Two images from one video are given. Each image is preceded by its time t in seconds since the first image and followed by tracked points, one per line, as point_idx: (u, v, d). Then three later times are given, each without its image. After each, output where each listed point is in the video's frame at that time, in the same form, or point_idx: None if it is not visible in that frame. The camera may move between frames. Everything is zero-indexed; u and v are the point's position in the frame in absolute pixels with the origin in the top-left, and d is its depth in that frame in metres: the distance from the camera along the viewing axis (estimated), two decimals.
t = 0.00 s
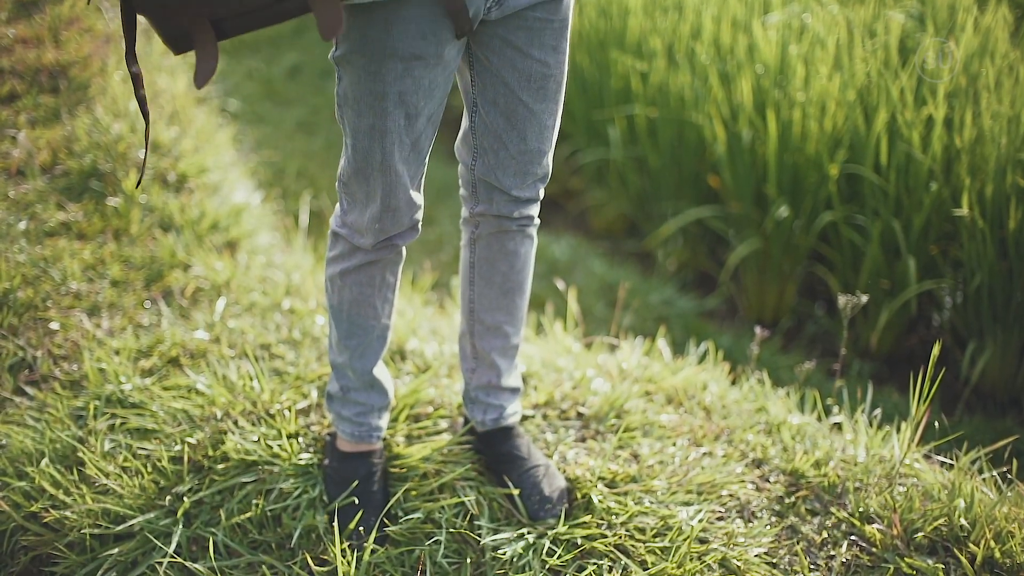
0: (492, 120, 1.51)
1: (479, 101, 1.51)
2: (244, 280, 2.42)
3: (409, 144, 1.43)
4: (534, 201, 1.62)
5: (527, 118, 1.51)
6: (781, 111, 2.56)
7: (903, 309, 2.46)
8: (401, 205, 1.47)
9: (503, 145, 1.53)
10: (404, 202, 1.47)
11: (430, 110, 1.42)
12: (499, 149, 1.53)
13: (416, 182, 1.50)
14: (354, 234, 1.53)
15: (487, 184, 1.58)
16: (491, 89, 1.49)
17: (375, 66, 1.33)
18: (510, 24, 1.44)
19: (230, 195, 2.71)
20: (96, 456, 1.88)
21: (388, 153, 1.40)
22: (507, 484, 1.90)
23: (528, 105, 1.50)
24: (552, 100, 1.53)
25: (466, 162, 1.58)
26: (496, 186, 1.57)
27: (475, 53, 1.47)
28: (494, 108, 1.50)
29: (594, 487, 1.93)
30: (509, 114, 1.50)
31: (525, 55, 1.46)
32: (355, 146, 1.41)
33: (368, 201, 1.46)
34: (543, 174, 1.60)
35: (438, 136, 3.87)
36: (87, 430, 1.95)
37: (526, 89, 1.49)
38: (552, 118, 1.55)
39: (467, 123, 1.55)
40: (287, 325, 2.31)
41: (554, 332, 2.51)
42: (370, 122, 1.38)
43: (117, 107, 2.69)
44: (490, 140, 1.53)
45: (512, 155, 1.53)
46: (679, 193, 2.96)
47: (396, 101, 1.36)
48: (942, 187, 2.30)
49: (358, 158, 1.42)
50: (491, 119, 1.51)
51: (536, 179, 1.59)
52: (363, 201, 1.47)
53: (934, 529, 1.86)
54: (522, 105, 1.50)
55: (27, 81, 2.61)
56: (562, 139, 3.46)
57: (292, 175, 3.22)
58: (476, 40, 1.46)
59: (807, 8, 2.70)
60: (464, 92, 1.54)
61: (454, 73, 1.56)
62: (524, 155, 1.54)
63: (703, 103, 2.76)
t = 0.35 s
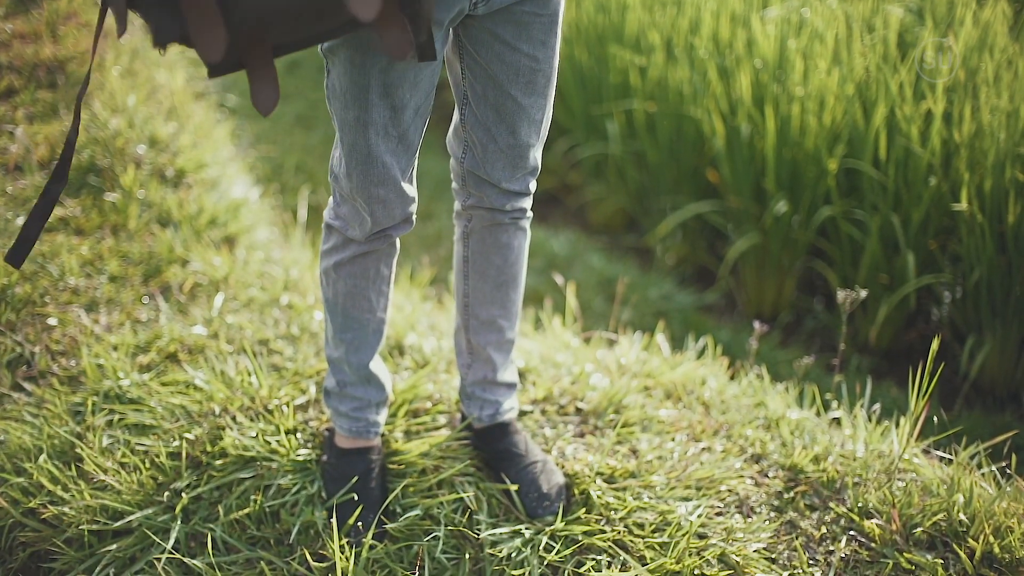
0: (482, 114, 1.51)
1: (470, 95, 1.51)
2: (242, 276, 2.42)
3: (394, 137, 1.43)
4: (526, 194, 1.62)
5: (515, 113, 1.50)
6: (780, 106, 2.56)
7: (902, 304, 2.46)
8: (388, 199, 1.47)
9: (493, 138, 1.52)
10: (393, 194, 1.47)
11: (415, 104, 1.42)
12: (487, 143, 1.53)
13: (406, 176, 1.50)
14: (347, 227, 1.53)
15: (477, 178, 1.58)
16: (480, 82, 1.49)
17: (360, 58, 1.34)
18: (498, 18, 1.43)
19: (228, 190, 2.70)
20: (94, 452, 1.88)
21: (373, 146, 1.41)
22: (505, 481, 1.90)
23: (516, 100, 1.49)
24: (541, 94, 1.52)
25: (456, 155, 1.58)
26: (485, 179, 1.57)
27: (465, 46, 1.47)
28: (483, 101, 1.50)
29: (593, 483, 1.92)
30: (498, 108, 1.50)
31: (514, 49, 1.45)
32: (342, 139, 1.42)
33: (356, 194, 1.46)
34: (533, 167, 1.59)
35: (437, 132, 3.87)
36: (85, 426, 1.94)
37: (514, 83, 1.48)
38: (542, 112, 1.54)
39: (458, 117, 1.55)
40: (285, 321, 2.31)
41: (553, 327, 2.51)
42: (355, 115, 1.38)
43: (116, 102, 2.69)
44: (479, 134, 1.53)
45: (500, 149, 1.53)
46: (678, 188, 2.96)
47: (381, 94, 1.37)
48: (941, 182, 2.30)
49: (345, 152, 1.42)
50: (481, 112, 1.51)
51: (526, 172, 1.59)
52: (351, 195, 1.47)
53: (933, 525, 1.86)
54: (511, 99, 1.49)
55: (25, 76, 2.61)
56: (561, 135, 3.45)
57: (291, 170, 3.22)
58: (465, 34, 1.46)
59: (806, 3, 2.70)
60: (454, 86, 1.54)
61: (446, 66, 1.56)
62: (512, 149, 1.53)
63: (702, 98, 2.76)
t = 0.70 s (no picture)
0: (477, 109, 1.51)
1: (466, 91, 1.52)
2: (244, 273, 2.42)
3: (388, 129, 1.44)
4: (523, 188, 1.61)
5: (510, 107, 1.50)
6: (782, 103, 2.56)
7: (904, 301, 2.46)
8: (382, 191, 1.47)
9: (488, 133, 1.52)
10: (388, 185, 1.47)
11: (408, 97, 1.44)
12: (483, 138, 1.53)
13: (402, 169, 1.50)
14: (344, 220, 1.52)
15: (474, 173, 1.58)
16: (475, 78, 1.49)
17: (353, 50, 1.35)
18: (491, 11, 1.43)
19: (230, 187, 2.70)
20: (97, 449, 1.88)
21: (366, 137, 1.41)
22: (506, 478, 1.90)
23: (511, 94, 1.49)
24: (537, 88, 1.52)
25: (454, 150, 1.59)
26: (481, 173, 1.57)
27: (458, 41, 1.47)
28: (478, 96, 1.50)
29: (595, 480, 1.92)
30: (493, 103, 1.50)
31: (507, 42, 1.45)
32: (337, 131, 1.43)
33: (351, 188, 1.46)
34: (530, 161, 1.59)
35: (438, 130, 3.87)
36: (87, 423, 1.94)
37: (508, 77, 1.48)
38: (538, 105, 1.54)
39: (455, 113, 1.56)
40: (287, 317, 2.31)
41: (555, 324, 2.51)
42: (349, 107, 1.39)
43: (118, 99, 2.69)
44: (476, 129, 1.53)
45: (496, 143, 1.53)
46: (680, 185, 2.96)
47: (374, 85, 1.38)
48: (943, 178, 2.30)
49: (340, 144, 1.43)
50: (476, 108, 1.51)
51: (523, 166, 1.58)
52: (345, 188, 1.47)
53: (935, 521, 1.86)
54: (506, 94, 1.49)
55: (27, 73, 2.62)
56: (562, 132, 3.45)
57: (292, 167, 3.22)
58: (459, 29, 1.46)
59: None
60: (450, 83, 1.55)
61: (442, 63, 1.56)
62: (507, 144, 1.53)
63: (703, 94, 2.76)
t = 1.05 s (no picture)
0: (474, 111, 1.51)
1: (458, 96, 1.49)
2: (245, 270, 2.42)
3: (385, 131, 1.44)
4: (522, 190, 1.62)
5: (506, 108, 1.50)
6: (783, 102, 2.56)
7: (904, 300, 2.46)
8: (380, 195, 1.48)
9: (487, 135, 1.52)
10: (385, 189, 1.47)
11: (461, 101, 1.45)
12: (483, 140, 1.52)
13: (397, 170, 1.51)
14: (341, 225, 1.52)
15: (472, 177, 1.59)
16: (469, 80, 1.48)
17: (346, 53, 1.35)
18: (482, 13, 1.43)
19: (231, 185, 2.70)
20: (98, 446, 1.88)
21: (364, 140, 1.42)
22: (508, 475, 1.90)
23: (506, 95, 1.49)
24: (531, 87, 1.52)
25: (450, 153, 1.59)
26: (480, 176, 1.57)
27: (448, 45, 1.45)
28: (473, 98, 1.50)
29: (596, 478, 1.93)
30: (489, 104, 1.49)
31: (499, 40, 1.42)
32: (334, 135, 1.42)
33: (349, 191, 1.47)
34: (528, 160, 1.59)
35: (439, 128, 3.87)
36: (88, 420, 1.94)
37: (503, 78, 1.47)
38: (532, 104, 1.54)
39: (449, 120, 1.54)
40: (288, 315, 2.31)
41: (556, 322, 2.51)
42: (346, 111, 1.39)
43: (118, 97, 2.69)
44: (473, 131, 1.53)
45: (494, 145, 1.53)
46: (680, 184, 2.96)
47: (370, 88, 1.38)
48: (943, 178, 2.30)
49: (337, 148, 1.43)
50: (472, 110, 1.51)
51: (522, 166, 1.59)
52: (342, 192, 1.48)
53: (935, 520, 1.86)
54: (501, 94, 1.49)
55: (28, 71, 2.62)
56: (563, 131, 3.45)
57: (293, 165, 3.22)
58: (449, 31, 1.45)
59: None
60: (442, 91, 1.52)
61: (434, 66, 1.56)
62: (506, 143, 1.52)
63: (704, 93, 2.77)
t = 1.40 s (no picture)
0: (472, 108, 1.50)
1: (455, 94, 1.50)
2: (245, 273, 2.42)
3: (363, 132, 1.44)
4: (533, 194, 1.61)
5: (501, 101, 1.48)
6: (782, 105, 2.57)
7: (903, 303, 2.46)
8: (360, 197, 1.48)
9: (488, 132, 1.51)
10: (365, 189, 1.47)
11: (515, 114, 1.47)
12: (484, 138, 1.52)
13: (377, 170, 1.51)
14: (324, 229, 1.53)
15: (484, 183, 1.56)
16: (462, 77, 1.47)
17: (318, 54, 1.34)
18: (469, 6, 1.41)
19: (230, 187, 2.71)
20: (98, 447, 1.89)
21: (341, 141, 1.42)
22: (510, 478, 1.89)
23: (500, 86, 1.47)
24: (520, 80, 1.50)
25: (460, 161, 1.58)
26: (491, 179, 1.55)
27: (438, 45, 1.45)
28: (470, 95, 1.48)
29: (595, 480, 1.93)
30: (484, 99, 1.48)
31: (485, 29, 1.40)
32: (311, 137, 1.43)
33: (329, 194, 1.47)
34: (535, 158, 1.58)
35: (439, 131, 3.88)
36: (87, 422, 1.95)
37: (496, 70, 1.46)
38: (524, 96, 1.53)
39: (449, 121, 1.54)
40: (287, 317, 2.31)
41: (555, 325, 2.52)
42: (321, 113, 1.39)
43: (119, 100, 2.69)
44: (473, 130, 1.52)
45: (496, 142, 1.52)
46: (679, 187, 2.97)
47: (345, 89, 1.37)
48: (942, 181, 2.31)
49: (314, 151, 1.44)
50: (471, 107, 1.49)
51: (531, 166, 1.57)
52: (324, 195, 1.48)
53: (933, 522, 1.86)
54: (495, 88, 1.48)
55: (28, 73, 2.63)
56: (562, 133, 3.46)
57: (292, 168, 3.22)
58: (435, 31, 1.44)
59: (807, 3, 2.71)
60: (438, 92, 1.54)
61: (428, 74, 1.55)
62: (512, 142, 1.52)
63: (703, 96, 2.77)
